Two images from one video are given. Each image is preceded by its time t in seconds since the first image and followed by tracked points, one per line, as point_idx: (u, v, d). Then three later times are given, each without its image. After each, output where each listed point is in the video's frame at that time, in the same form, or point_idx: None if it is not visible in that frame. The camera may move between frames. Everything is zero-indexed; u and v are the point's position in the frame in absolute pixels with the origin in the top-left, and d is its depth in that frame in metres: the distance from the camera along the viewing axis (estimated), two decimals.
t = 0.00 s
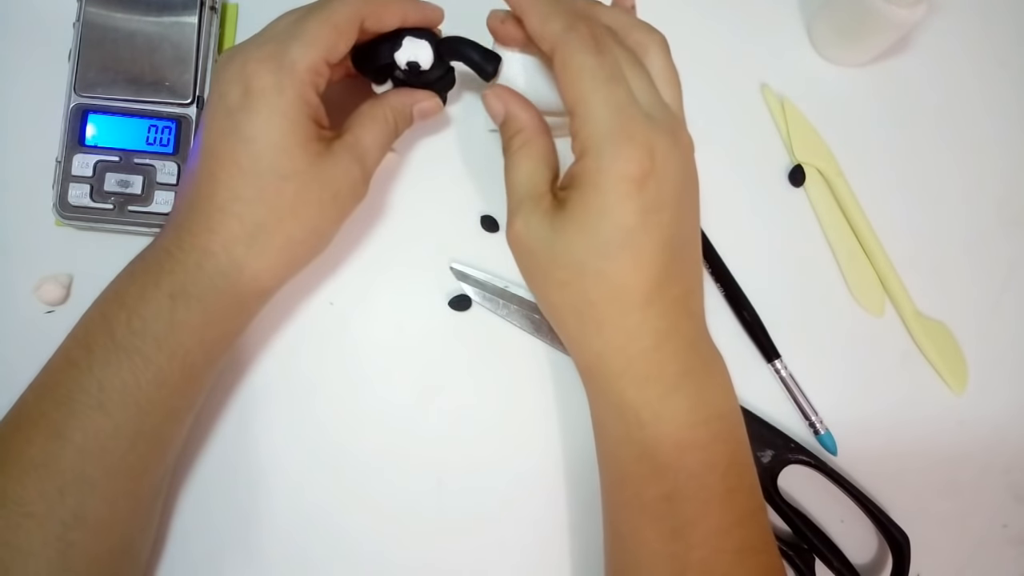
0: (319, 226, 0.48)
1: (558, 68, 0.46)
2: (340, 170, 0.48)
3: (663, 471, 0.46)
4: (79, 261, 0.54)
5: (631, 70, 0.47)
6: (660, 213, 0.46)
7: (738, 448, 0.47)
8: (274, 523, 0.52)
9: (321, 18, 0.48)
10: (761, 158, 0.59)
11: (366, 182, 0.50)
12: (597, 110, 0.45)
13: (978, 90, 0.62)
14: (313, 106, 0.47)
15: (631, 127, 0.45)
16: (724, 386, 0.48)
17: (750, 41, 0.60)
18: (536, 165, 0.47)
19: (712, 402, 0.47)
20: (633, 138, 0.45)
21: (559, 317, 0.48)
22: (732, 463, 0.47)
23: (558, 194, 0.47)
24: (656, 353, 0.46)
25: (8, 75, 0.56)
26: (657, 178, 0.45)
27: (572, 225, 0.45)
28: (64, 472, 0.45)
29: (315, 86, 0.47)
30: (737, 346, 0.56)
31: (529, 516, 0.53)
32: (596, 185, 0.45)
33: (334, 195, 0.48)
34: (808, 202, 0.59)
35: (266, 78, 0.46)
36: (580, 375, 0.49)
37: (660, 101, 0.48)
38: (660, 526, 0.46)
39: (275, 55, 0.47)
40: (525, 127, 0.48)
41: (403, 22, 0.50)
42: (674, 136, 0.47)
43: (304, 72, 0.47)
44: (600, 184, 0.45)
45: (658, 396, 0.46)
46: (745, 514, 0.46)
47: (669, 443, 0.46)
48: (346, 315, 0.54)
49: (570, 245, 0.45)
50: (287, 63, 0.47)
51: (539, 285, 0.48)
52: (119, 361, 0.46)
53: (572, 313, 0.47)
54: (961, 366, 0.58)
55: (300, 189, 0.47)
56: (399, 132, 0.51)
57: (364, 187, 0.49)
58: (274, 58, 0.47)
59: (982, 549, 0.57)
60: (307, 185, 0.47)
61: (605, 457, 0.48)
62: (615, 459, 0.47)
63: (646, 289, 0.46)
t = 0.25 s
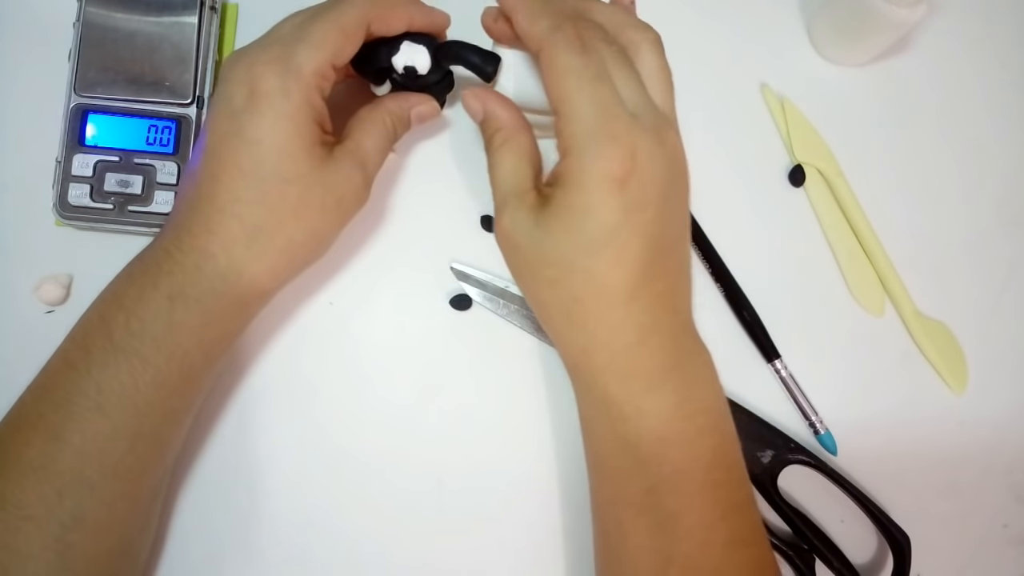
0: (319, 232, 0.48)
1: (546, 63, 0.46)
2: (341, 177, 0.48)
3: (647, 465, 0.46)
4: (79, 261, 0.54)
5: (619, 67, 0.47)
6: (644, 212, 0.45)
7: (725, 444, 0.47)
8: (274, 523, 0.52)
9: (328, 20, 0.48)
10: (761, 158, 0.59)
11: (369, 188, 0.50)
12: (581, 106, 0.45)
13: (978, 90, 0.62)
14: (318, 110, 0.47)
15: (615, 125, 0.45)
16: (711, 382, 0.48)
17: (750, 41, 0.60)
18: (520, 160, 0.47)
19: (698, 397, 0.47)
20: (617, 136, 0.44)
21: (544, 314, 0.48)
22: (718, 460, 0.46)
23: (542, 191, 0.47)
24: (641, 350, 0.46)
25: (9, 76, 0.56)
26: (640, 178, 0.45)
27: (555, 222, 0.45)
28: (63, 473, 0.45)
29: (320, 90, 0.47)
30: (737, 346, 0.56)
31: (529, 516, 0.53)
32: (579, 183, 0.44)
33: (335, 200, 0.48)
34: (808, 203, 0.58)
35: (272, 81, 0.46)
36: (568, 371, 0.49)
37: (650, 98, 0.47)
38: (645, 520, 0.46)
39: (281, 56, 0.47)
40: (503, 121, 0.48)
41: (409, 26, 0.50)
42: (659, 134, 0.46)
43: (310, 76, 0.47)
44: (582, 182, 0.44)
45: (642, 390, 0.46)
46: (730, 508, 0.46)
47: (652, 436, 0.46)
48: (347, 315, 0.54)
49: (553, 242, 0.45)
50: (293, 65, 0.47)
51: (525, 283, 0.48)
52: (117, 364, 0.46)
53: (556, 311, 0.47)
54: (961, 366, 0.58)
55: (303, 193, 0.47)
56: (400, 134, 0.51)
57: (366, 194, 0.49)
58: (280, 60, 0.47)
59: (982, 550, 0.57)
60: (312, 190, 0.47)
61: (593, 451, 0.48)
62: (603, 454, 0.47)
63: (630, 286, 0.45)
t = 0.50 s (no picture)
0: (313, 230, 0.48)
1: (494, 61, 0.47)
2: (337, 176, 0.48)
3: (606, 450, 0.46)
4: (79, 261, 0.54)
5: (570, 62, 0.47)
6: (595, 208, 0.45)
7: (688, 433, 0.46)
8: (273, 523, 0.52)
9: (326, 20, 0.48)
10: (761, 158, 0.59)
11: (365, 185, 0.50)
12: (529, 102, 0.46)
13: (977, 89, 0.62)
14: (314, 108, 0.47)
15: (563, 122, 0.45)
16: (672, 371, 0.47)
17: (750, 41, 0.60)
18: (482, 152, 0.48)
19: (655, 386, 0.46)
20: (562, 131, 0.45)
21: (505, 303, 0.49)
22: (681, 451, 0.45)
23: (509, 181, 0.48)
24: (594, 339, 0.46)
25: (9, 76, 0.56)
26: (591, 174, 0.45)
27: (508, 213, 0.46)
28: (62, 473, 0.45)
29: (317, 88, 0.47)
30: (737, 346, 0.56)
31: (529, 517, 0.53)
32: (526, 177, 0.45)
33: (332, 199, 0.48)
34: (808, 203, 0.58)
35: (269, 79, 0.46)
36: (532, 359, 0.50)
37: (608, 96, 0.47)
38: (608, 505, 0.46)
39: (278, 55, 0.47)
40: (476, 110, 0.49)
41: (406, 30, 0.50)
42: (614, 130, 0.46)
43: (307, 74, 0.47)
44: (528, 176, 0.45)
45: (597, 378, 0.46)
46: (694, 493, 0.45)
47: (608, 419, 0.46)
48: (346, 315, 0.54)
49: (506, 233, 0.46)
50: (290, 64, 0.47)
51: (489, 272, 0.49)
52: (114, 363, 0.46)
53: (514, 300, 0.48)
54: (960, 366, 0.58)
55: (297, 190, 0.47)
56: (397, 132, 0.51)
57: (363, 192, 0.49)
58: (277, 58, 0.47)
59: (982, 550, 0.57)
60: (305, 187, 0.47)
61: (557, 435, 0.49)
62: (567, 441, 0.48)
63: (582, 278, 0.46)
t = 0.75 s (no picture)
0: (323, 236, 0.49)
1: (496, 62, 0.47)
2: (347, 183, 0.48)
3: (607, 448, 0.46)
4: (79, 261, 0.54)
5: (573, 61, 0.47)
6: (598, 207, 0.45)
7: (687, 433, 0.46)
8: (274, 523, 0.52)
9: (336, 28, 0.47)
10: (761, 158, 0.59)
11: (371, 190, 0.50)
12: (530, 102, 0.45)
13: (977, 89, 0.62)
14: (321, 114, 0.47)
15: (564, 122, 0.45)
16: (671, 373, 0.47)
17: (750, 41, 0.60)
18: (488, 150, 0.48)
19: (655, 386, 0.46)
20: (562, 131, 0.45)
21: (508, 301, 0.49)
22: (680, 452, 0.45)
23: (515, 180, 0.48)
24: (595, 337, 0.46)
25: (9, 76, 0.56)
26: (593, 174, 0.45)
27: (510, 213, 0.46)
28: (71, 476, 0.45)
29: (325, 95, 0.47)
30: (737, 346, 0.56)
31: (529, 517, 0.53)
32: (528, 177, 0.45)
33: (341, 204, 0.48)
34: (808, 203, 0.58)
35: (277, 86, 0.46)
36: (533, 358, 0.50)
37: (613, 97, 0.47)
38: (612, 502, 0.45)
39: (286, 61, 0.47)
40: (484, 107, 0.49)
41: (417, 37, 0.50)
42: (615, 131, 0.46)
43: (315, 82, 0.47)
44: (530, 176, 0.45)
45: (599, 378, 0.46)
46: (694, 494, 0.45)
47: (610, 418, 0.46)
48: (347, 316, 0.54)
49: (508, 232, 0.46)
50: (300, 71, 0.46)
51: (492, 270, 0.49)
52: (124, 367, 0.46)
53: (516, 298, 0.48)
54: (960, 365, 0.58)
55: (308, 197, 0.47)
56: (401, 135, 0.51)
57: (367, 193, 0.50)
58: (284, 65, 0.46)
59: (982, 550, 0.57)
60: (315, 193, 0.47)
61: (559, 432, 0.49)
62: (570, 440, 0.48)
63: (584, 278, 0.46)
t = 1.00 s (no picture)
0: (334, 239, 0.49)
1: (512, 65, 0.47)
2: (353, 187, 0.48)
3: (621, 457, 0.46)
4: (79, 261, 0.54)
5: (590, 67, 0.47)
6: (618, 216, 0.45)
7: (697, 441, 0.47)
8: (274, 523, 0.52)
9: (341, 29, 0.47)
10: (761, 158, 0.59)
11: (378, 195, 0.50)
12: (550, 108, 0.45)
13: (977, 89, 0.62)
14: (330, 119, 0.47)
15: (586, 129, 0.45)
16: (683, 380, 0.47)
17: (750, 41, 0.60)
18: (503, 155, 0.48)
19: (667, 395, 0.47)
20: (584, 138, 0.45)
21: (518, 306, 0.49)
22: (691, 461, 0.46)
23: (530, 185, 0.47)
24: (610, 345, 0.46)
25: (8, 76, 0.56)
26: (613, 183, 0.45)
27: (528, 218, 0.45)
28: (74, 478, 0.45)
29: (333, 98, 0.47)
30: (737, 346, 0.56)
31: (530, 517, 0.53)
32: (550, 184, 0.45)
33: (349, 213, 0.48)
34: (808, 203, 0.58)
35: (287, 91, 0.46)
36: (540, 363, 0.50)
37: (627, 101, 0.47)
38: (625, 509, 0.46)
39: (294, 65, 0.46)
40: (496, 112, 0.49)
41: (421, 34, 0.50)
42: (633, 136, 0.46)
43: (323, 85, 0.46)
44: (552, 182, 0.45)
45: (614, 387, 0.46)
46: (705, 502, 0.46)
47: (626, 425, 0.46)
48: (347, 315, 0.54)
49: (524, 237, 0.46)
50: (308, 74, 0.46)
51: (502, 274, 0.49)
52: (130, 371, 0.46)
53: (528, 304, 0.48)
54: (961, 366, 0.58)
55: (314, 203, 0.47)
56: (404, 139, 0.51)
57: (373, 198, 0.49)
58: (293, 69, 0.46)
59: (982, 549, 0.57)
60: (321, 198, 0.47)
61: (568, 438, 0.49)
62: (581, 448, 0.48)
63: (601, 286, 0.46)
